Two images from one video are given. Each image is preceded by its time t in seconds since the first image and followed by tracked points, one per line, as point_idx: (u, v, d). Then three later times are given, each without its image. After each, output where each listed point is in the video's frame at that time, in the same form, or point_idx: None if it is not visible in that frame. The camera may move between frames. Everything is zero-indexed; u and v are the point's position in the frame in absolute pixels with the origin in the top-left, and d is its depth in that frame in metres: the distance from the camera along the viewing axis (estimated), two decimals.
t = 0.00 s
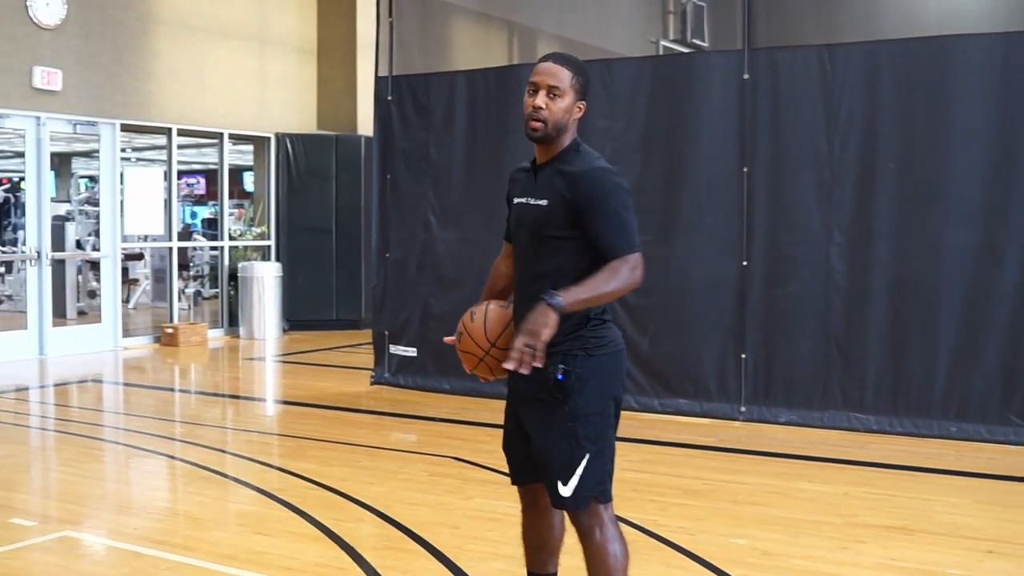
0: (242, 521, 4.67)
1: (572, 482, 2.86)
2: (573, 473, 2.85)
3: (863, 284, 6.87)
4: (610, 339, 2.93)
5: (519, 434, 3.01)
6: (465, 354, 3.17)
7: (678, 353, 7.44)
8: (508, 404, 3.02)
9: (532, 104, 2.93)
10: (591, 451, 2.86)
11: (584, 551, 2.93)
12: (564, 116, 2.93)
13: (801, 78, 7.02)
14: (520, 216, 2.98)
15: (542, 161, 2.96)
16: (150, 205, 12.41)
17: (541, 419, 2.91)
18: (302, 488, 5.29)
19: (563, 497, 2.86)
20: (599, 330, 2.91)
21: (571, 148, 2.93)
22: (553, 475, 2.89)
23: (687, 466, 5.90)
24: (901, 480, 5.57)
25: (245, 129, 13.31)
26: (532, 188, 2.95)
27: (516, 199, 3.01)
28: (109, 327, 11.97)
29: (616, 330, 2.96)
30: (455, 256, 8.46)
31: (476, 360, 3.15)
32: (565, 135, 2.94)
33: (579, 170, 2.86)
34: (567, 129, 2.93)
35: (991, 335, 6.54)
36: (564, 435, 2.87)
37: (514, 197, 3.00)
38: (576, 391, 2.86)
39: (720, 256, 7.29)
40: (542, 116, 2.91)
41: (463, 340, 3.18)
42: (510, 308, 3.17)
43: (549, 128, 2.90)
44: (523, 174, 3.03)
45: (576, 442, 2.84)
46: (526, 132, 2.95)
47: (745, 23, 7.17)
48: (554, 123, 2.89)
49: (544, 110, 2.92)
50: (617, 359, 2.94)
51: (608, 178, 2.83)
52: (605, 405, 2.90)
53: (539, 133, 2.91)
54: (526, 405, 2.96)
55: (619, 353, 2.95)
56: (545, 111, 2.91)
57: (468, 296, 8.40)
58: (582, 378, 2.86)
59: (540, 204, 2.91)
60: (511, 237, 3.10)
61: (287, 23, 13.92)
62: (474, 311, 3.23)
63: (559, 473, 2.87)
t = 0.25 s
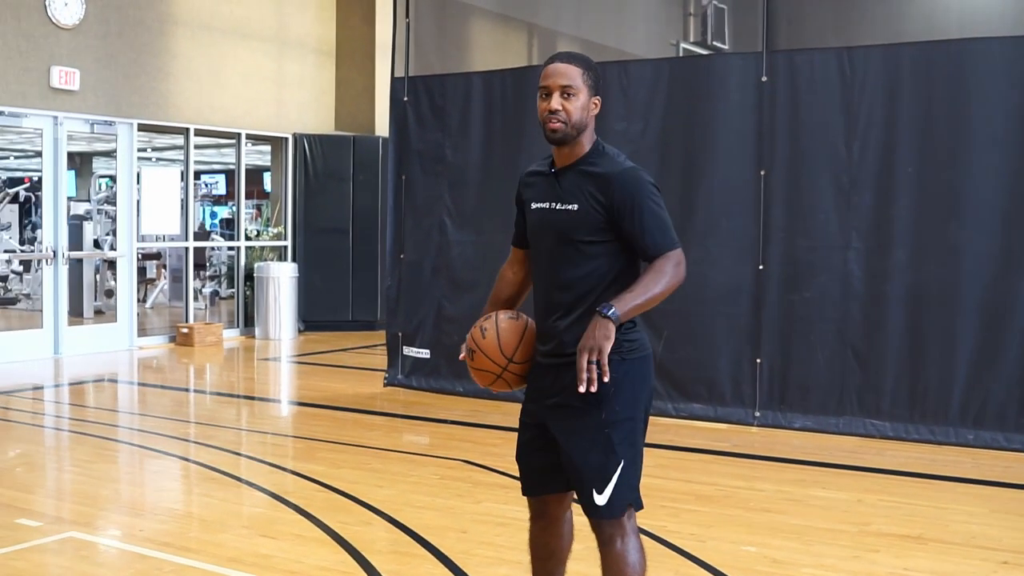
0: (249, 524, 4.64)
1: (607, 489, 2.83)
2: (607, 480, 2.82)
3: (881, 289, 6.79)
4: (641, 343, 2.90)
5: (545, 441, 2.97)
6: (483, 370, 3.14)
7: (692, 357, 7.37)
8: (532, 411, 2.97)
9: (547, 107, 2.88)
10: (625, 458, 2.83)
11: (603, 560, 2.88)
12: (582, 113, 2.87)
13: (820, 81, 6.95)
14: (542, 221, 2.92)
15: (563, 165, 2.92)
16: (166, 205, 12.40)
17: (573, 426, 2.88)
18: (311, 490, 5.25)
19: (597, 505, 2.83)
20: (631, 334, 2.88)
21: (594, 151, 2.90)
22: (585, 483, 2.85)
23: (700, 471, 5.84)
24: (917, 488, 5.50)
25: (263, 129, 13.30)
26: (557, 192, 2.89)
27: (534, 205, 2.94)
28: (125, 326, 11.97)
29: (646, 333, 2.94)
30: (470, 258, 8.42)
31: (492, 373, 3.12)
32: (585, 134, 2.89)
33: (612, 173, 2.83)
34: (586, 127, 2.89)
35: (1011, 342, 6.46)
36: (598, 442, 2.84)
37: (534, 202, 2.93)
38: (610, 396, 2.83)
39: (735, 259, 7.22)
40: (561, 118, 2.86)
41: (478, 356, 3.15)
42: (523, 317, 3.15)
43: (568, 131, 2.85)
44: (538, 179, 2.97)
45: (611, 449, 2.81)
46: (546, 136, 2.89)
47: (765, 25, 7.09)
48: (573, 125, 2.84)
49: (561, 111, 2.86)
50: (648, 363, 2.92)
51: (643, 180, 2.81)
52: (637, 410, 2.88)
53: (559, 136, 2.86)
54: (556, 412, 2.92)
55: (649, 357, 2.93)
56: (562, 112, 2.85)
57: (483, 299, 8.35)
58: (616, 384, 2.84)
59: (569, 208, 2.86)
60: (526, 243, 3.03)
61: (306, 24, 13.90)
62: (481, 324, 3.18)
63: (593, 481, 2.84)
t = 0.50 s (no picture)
0: (234, 516, 4.60)
1: (605, 490, 2.82)
2: (606, 480, 2.81)
3: (875, 284, 6.75)
4: (643, 338, 2.91)
5: (542, 441, 2.96)
6: (499, 373, 3.01)
7: (684, 350, 7.33)
8: (530, 410, 2.97)
9: (559, 97, 2.84)
10: (625, 457, 2.82)
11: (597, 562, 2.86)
12: (593, 110, 2.84)
13: (816, 73, 6.91)
14: (545, 215, 2.90)
15: (566, 157, 2.89)
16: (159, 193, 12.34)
17: (571, 425, 2.86)
18: (298, 482, 5.21)
19: (595, 506, 2.81)
20: (633, 330, 2.88)
21: (597, 143, 2.87)
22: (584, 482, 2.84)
23: (691, 466, 5.80)
24: (908, 484, 5.46)
25: (257, 118, 13.24)
26: (559, 186, 2.87)
27: (536, 198, 2.93)
28: (116, 315, 11.91)
29: (648, 330, 2.94)
30: (463, 249, 8.37)
31: (504, 378, 3.01)
32: (592, 129, 2.86)
33: (614, 166, 2.80)
34: (595, 123, 2.86)
35: (1005, 338, 6.42)
36: (598, 441, 2.82)
37: (537, 196, 2.92)
38: (610, 395, 2.82)
39: (729, 253, 7.18)
40: (572, 111, 2.82)
41: (497, 359, 3.01)
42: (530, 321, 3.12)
43: (579, 124, 2.81)
44: (541, 171, 2.96)
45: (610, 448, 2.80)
46: (552, 126, 2.85)
47: (760, 17, 7.05)
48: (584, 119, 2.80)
49: (573, 104, 2.82)
50: (651, 361, 2.91)
51: (643, 172, 2.78)
52: (638, 408, 2.86)
53: (568, 128, 2.82)
54: (554, 411, 2.91)
55: (652, 355, 2.92)
56: (573, 105, 2.82)
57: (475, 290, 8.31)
58: (618, 382, 2.83)
59: (571, 201, 2.84)
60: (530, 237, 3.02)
61: (301, 12, 13.83)
62: (496, 325, 3.06)
63: (592, 481, 2.83)
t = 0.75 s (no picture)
0: (215, 517, 4.56)
1: (590, 492, 2.79)
2: (592, 483, 2.78)
3: (862, 280, 6.73)
4: (631, 339, 2.88)
5: (526, 441, 2.92)
6: (496, 364, 2.97)
7: (671, 348, 7.30)
8: (514, 408, 2.93)
9: (558, 91, 2.81)
10: (611, 459, 2.80)
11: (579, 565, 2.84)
12: (592, 105, 2.81)
13: (803, 69, 6.88)
14: (537, 209, 2.86)
15: (563, 151, 2.86)
16: (145, 192, 12.27)
17: (556, 425, 2.83)
18: (281, 482, 5.17)
19: (580, 508, 2.79)
20: (622, 330, 2.85)
21: (597, 141, 2.83)
22: (569, 484, 2.81)
23: (678, 464, 5.77)
24: (895, 481, 5.44)
25: (244, 116, 13.18)
26: (554, 181, 2.83)
27: (530, 191, 2.90)
28: (103, 315, 11.85)
29: (637, 330, 2.91)
30: (449, 247, 8.33)
31: (495, 372, 2.98)
32: (591, 124, 2.83)
33: (611, 165, 2.76)
34: (594, 118, 2.83)
35: (992, 335, 6.40)
36: (584, 442, 2.80)
37: (531, 189, 2.88)
38: (598, 396, 2.79)
39: (715, 250, 7.15)
40: (571, 105, 2.79)
41: (495, 350, 2.98)
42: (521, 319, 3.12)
43: (577, 120, 2.78)
44: (537, 164, 2.93)
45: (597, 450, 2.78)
46: (551, 121, 2.82)
47: (747, 13, 7.02)
48: (583, 114, 2.77)
49: (572, 98, 2.79)
50: (638, 362, 2.89)
51: (641, 174, 2.75)
52: (625, 410, 2.84)
53: (566, 122, 2.79)
54: (539, 409, 2.87)
55: (640, 355, 2.90)
56: (573, 100, 2.79)
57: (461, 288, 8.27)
58: (606, 383, 2.80)
59: (565, 198, 2.80)
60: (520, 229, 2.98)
61: (287, 10, 13.78)
62: (493, 318, 3.04)
63: (576, 482, 2.80)
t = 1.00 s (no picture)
0: (206, 518, 4.53)
1: (574, 491, 2.78)
2: (577, 482, 2.78)
3: (855, 277, 6.71)
4: (617, 336, 2.86)
5: (511, 439, 2.91)
6: (477, 363, 2.97)
7: (665, 347, 7.28)
8: (501, 405, 2.92)
9: (554, 90, 2.76)
10: (595, 458, 2.79)
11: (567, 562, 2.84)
12: (587, 105, 2.77)
13: (795, 65, 6.86)
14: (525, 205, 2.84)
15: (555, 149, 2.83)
16: (136, 192, 12.23)
17: (541, 424, 2.82)
18: (272, 483, 5.14)
19: (564, 507, 2.78)
20: (607, 328, 2.83)
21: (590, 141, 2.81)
22: (554, 483, 2.80)
23: (671, 462, 5.75)
24: (889, 478, 5.42)
25: (236, 116, 13.15)
26: (544, 178, 2.81)
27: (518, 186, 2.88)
28: (95, 316, 11.81)
29: (624, 327, 2.89)
30: (441, 246, 8.30)
31: (481, 370, 2.98)
32: (584, 125, 2.79)
33: (602, 164, 2.75)
34: (588, 119, 2.78)
35: (985, 331, 6.39)
36: (568, 441, 2.79)
37: (520, 184, 2.86)
38: (582, 394, 2.78)
39: (708, 247, 7.13)
40: (567, 105, 2.74)
41: (475, 349, 2.97)
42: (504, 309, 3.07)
43: (573, 120, 2.73)
44: (527, 159, 2.91)
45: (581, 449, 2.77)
46: (544, 120, 2.77)
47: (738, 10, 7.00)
48: (579, 114, 2.73)
49: (567, 98, 2.74)
50: (624, 359, 2.87)
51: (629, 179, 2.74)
52: (610, 408, 2.82)
53: (561, 122, 2.74)
54: (525, 407, 2.86)
55: (625, 353, 2.88)
56: (569, 99, 2.74)
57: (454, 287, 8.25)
58: (589, 381, 2.79)
59: (553, 195, 2.78)
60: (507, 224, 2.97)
61: (279, 9, 13.74)
62: (474, 316, 3.01)
63: (561, 481, 2.79)
